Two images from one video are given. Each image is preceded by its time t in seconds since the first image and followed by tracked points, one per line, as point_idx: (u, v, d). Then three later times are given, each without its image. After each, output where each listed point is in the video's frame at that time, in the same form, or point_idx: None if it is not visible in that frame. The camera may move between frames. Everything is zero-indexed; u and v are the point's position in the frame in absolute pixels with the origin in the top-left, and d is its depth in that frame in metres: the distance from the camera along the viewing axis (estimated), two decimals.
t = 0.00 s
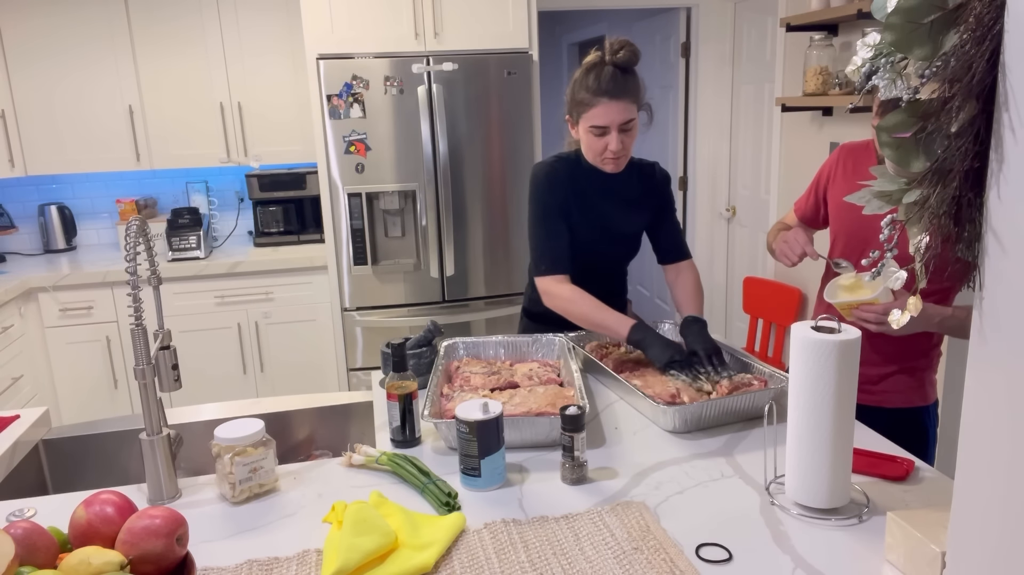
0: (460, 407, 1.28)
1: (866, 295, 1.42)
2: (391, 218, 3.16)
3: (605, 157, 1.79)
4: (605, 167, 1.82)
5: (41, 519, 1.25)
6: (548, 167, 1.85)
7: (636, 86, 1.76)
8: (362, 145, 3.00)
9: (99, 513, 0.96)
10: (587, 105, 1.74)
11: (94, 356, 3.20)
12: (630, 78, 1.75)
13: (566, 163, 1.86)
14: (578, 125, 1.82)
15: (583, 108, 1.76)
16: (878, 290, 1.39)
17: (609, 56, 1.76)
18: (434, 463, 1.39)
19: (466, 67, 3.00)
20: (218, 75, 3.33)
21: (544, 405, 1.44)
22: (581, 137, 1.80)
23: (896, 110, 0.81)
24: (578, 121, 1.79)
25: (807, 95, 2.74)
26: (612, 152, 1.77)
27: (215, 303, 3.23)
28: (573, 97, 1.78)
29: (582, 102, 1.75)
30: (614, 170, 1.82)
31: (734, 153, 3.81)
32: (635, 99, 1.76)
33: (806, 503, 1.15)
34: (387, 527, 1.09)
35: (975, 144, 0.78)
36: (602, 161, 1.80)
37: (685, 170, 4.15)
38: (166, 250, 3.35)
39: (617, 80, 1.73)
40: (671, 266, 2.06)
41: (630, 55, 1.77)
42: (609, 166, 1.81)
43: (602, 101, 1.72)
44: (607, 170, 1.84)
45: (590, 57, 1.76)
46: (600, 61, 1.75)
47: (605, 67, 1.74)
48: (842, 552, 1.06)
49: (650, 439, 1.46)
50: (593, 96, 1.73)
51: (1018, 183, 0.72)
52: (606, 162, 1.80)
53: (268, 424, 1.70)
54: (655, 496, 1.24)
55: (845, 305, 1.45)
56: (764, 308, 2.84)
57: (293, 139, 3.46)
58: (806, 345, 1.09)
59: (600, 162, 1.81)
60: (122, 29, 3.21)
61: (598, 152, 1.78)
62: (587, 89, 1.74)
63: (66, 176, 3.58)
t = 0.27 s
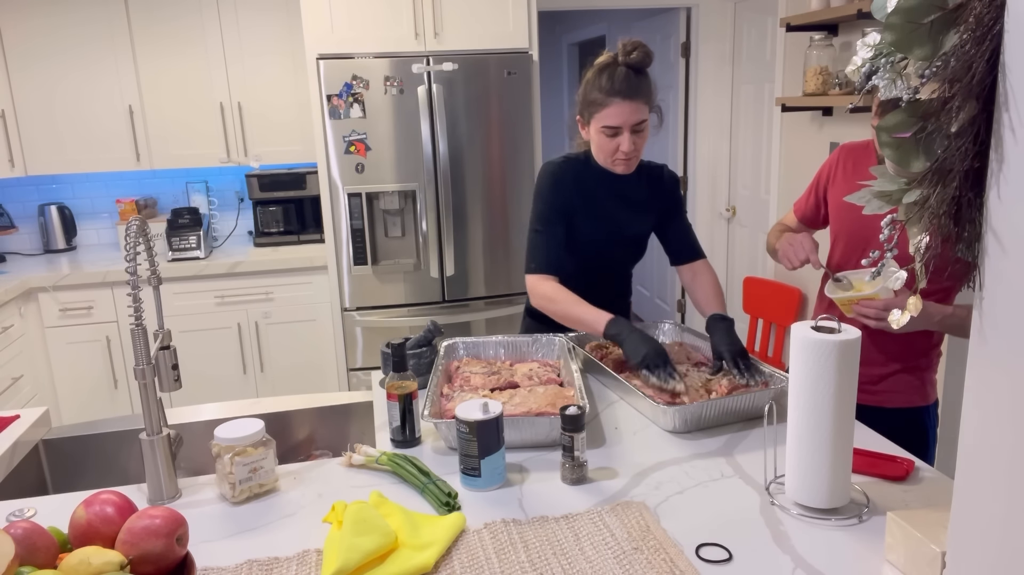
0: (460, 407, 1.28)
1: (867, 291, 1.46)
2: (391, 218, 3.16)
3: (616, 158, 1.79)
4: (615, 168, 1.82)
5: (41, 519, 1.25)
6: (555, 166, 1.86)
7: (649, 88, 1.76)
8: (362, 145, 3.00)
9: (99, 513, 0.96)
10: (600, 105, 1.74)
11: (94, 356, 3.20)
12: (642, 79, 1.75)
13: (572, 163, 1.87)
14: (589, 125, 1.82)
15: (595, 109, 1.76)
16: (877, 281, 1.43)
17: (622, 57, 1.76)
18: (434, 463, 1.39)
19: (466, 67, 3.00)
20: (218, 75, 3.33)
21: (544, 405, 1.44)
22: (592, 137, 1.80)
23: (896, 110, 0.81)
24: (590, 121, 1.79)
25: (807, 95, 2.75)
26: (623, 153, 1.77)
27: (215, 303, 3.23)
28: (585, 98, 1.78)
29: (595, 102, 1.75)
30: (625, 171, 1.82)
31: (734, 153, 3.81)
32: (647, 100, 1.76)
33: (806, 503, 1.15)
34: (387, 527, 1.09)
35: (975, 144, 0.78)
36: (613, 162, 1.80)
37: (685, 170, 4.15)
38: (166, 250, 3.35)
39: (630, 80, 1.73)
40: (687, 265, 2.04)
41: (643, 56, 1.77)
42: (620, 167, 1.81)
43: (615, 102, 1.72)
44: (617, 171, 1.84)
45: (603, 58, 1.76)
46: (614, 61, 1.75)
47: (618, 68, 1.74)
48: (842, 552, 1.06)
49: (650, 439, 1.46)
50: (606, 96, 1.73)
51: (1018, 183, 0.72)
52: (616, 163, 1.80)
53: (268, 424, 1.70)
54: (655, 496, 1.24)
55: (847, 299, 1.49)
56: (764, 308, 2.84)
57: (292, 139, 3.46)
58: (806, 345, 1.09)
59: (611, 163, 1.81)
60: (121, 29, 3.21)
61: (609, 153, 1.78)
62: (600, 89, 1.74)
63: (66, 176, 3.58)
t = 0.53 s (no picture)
0: (460, 407, 1.28)
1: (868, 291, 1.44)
2: (391, 218, 3.16)
3: (615, 156, 1.79)
4: (615, 166, 1.82)
5: (41, 519, 1.25)
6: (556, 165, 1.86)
7: (648, 85, 1.76)
8: (362, 145, 3.00)
9: (99, 513, 0.96)
10: (599, 103, 1.74)
11: (94, 356, 3.20)
12: (642, 77, 1.75)
13: (573, 163, 1.87)
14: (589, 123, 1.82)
15: (595, 107, 1.76)
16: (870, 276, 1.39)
17: (622, 55, 1.76)
18: (434, 463, 1.39)
19: (466, 67, 3.00)
20: (219, 75, 3.33)
21: (544, 405, 1.44)
22: (592, 135, 1.80)
23: (896, 110, 0.81)
24: (590, 119, 1.79)
25: (807, 95, 2.74)
26: (623, 151, 1.77)
27: (215, 303, 3.23)
28: (585, 95, 1.78)
29: (595, 99, 1.75)
30: (625, 169, 1.82)
31: (734, 153, 3.81)
32: (647, 99, 1.76)
33: (806, 503, 1.15)
34: (387, 527, 1.09)
35: (976, 144, 0.78)
36: (613, 160, 1.80)
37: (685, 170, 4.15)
38: (166, 250, 3.35)
39: (630, 78, 1.73)
40: (691, 261, 2.02)
41: (643, 53, 1.77)
42: (620, 165, 1.81)
43: (614, 100, 1.72)
44: (617, 169, 1.84)
45: (603, 56, 1.76)
46: (613, 59, 1.75)
47: (618, 65, 1.74)
48: (842, 552, 1.06)
49: (650, 439, 1.45)
50: (606, 94, 1.73)
51: (1018, 183, 0.72)
52: (616, 161, 1.80)
53: (268, 424, 1.70)
54: (655, 496, 1.24)
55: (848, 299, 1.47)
56: (765, 308, 2.84)
57: (292, 139, 3.46)
58: (806, 345, 1.09)
59: (611, 161, 1.81)
60: (121, 29, 3.21)
61: (609, 151, 1.78)
62: (599, 87, 1.74)
63: (66, 176, 3.58)
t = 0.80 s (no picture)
0: (460, 407, 1.28)
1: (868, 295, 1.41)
2: (391, 218, 3.16)
3: (616, 155, 1.79)
4: (616, 165, 1.82)
5: (41, 519, 1.25)
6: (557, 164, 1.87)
7: (650, 85, 1.76)
8: (362, 145, 3.00)
9: (99, 513, 0.97)
10: (600, 102, 1.75)
11: (94, 355, 3.20)
12: (644, 76, 1.75)
13: (572, 163, 1.87)
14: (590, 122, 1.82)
15: (596, 105, 1.76)
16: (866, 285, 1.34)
17: (624, 55, 1.76)
18: (434, 463, 1.39)
19: (466, 67, 3.00)
20: (219, 75, 3.33)
21: (544, 405, 1.44)
22: (593, 134, 1.80)
23: (896, 110, 0.81)
24: (592, 118, 1.79)
25: (807, 95, 2.74)
26: (623, 150, 1.77)
27: (215, 303, 3.23)
28: (586, 94, 1.79)
29: (596, 98, 1.75)
30: (625, 168, 1.82)
31: (734, 153, 3.81)
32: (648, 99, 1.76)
33: (806, 503, 1.15)
34: (386, 527, 1.09)
35: (975, 145, 0.78)
36: (614, 159, 1.80)
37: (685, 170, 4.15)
38: (166, 250, 3.35)
39: (631, 78, 1.73)
40: (694, 259, 2.01)
41: (645, 54, 1.78)
42: (620, 164, 1.80)
43: (615, 98, 1.72)
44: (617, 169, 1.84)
45: (605, 55, 1.76)
46: (616, 58, 1.75)
47: (620, 65, 1.75)
48: (842, 552, 1.06)
49: (649, 439, 1.45)
50: (607, 93, 1.73)
51: (1018, 183, 0.72)
52: (617, 160, 1.80)
53: (268, 425, 1.70)
54: (655, 496, 1.24)
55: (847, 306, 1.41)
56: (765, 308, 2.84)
57: (292, 139, 3.46)
58: (806, 345, 1.09)
59: (611, 160, 1.81)
60: (122, 29, 3.21)
61: (610, 150, 1.78)
62: (601, 86, 1.74)
63: (66, 176, 3.58)
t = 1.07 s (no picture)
0: (460, 407, 1.28)
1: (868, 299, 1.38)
2: (391, 218, 3.16)
3: (609, 153, 1.79)
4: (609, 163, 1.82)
5: (41, 519, 1.25)
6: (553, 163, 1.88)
7: (642, 84, 1.75)
8: (362, 145, 3.00)
9: (99, 513, 0.97)
10: (593, 101, 1.74)
11: (94, 355, 3.20)
12: (636, 75, 1.74)
13: (566, 161, 1.88)
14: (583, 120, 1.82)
15: (589, 104, 1.76)
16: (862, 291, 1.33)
17: (617, 54, 1.75)
18: (434, 463, 1.39)
19: (466, 67, 3.00)
20: (218, 75, 3.33)
21: (544, 405, 1.44)
22: (587, 132, 1.80)
23: (896, 109, 0.81)
24: (584, 116, 1.79)
25: (807, 95, 2.74)
26: (615, 149, 1.77)
27: (215, 303, 3.23)
28: (579, 93, 1.78)
29: (589, 97, 1.75)
30: (618, 166, 1.82)
31: (734, 153, 3.81)
32: (640, 98, 1.76)
33: (806, 503, 1.15)
34: (386, 527, 1.09)
35: (975, 144, 0.78)
36: (607, 157, 1.81)
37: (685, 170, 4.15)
38: (166, 250, 3.35)
39: (624, 77, 1.72)
40: (688, 259, 2.00)
41: (638, 53, 1.77)
42: (613, 162, 1.81)
43: (607, 97, 1.72)
44: (610, 166, 1.84)
45: (597, 54, 1.75)
46: (608, 57, 1.75)
47: (612, 64, 1.74)
48: (842, 552, 1.06)
49: (649, 439, 1.45)
50: (600, 92, 1.73)
51: (1019, 182, 0.72)
52: (609, 158, 1.81)
53: (268, 425, 1.70)
54: (655, 496, 1.24)
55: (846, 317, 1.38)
56: (765, 308, 2.84)
57: (292, 139, 3.46)
58: (806, 345, 1.09)
59: (604, 158, 1.81)
60: (121, 29, 3.21)
61: (602, 148, 1.78)
62: (593, 85, 1.73)
63: (66, 176, 3.58)
